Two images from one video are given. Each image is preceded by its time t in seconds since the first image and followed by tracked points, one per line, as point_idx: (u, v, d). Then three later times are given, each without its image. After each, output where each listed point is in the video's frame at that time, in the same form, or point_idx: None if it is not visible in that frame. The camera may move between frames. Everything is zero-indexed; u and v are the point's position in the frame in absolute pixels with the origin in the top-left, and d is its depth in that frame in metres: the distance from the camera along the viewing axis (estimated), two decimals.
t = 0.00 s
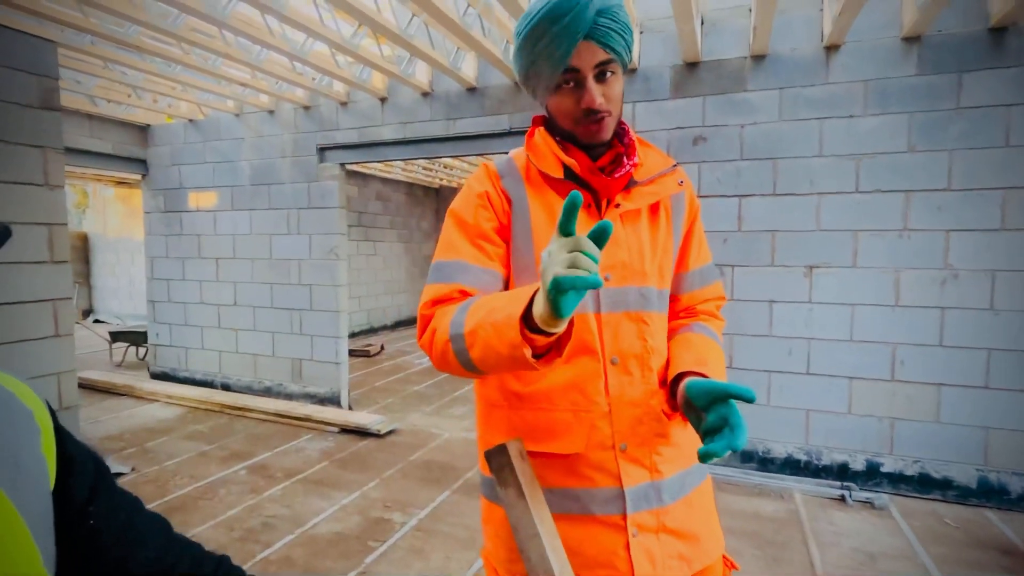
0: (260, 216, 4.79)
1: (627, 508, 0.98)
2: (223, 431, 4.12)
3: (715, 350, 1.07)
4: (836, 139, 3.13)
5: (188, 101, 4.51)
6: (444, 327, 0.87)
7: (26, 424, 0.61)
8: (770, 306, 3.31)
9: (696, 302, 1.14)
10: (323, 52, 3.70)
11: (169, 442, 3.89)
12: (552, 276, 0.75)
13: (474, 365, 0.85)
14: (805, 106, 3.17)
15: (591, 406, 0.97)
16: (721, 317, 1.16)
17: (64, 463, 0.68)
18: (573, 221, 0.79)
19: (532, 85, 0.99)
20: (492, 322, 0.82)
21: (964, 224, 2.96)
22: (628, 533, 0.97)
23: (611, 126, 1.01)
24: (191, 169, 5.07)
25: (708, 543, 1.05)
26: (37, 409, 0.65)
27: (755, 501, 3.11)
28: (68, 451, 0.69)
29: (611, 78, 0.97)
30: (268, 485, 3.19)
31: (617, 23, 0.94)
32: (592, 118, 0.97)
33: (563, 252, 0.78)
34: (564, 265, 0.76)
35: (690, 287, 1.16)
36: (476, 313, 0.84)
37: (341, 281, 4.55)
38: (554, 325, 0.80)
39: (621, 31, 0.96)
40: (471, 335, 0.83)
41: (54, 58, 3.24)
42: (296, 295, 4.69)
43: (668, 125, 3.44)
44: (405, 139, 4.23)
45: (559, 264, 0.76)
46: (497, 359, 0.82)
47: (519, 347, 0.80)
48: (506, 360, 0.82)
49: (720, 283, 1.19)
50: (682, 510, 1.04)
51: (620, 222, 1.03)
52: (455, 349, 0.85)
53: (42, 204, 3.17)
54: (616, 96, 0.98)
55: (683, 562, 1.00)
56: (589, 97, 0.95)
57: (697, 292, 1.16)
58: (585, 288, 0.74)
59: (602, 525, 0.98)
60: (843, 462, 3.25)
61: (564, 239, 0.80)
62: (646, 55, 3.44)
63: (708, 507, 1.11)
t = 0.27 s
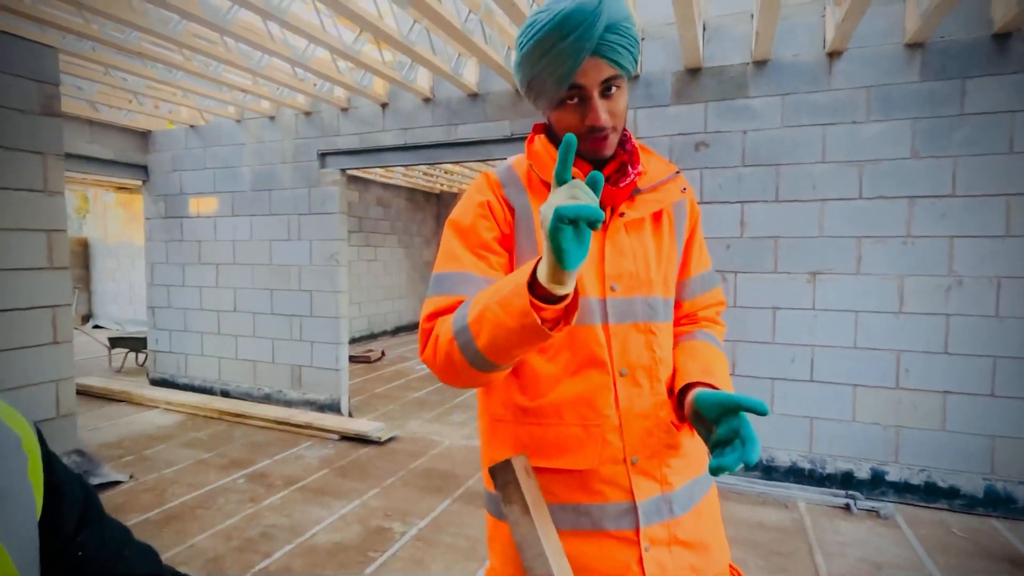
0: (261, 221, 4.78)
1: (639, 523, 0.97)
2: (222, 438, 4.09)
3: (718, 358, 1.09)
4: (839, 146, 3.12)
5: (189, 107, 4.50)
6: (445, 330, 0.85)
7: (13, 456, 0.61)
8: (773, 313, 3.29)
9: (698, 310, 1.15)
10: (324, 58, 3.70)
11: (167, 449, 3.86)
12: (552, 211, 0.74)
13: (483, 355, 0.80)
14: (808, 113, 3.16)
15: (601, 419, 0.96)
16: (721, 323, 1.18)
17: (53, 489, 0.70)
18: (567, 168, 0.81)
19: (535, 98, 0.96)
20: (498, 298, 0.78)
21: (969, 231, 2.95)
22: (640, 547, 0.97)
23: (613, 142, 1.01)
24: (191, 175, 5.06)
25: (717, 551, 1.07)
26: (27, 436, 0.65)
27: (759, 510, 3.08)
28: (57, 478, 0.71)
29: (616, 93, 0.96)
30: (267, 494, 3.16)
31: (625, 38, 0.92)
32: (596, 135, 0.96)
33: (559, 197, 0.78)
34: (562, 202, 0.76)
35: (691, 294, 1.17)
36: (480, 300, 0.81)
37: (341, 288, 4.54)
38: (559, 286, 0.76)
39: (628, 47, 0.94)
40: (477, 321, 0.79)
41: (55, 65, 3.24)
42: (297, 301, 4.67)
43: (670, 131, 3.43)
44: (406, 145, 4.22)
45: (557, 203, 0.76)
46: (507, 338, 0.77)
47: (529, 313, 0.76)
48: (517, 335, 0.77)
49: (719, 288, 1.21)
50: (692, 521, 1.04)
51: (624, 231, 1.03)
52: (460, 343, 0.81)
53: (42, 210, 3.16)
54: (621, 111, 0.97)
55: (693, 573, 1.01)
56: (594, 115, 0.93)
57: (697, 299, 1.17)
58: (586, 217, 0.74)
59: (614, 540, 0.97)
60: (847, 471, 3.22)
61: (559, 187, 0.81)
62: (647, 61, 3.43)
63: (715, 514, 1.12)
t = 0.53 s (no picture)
0: (258, 226, 4.74)
1: (644, 548, 0.95)
2: (218, 446, 4.04)
3: (721, 371, 1.06)
4: (842, 150, 3.07)
5: (186, 111, 4.47)
6: (437, 358, 0.80)
7: None
8: (776, 319, 3.24)
9: (698, 321, 1.13)
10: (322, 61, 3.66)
11: (162, 457, 3.81)
12: (559, 299, 0.68)
13: (471, 402, 0.77)
14: (811, 116, 3.11)
15: (602, 441, 0.94)
16: (721, 334, 1.16)
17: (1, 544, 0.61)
18: (579, 233, 0.72)
19: (526, 98, 0.94)
20: (491, 351, 0.75)
21: (975, 236, 2.90)
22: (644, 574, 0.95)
23: (610, 141, 0.98)
24: (188, 179, 5.03)
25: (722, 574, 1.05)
26: None
27: (763, 521, 3.02)
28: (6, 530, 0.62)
29: (610, 90, 0.93)
30: (262, 504, 3.11)
31: (616, 31, 0.90)
32: (591, 134, 0.94)
33: (569, 268, 0.70)
34: (572, 284, 0.68)
35: (691, 305, 1.14)
36: (473, 343, 0.77)
37: (339, 293, 4.49)
38: (563, 354, 0.72)
39: (621, 41, 0.92)
40: (467, 368, 0.76)
41: (49, 69, 3.20)
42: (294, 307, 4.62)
43: (671, 136, 3.38)
44: (404, 149, 4.18)
45: (566, 285, 0.69)
46: (496, 397, 0.75)
47: (523, 381, 0.73)
48: (507, 398, 0.74)
49: (719, 298, 1.19)
50: (697, 545, 1.03)
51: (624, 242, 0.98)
52: (450, 383, 0.78)
53: (34, 215, 3.12)
54: (616, 109, 0.95)
55: None
56: (589, 111, 0.91)
57: (698, 310, 1.14)
58: (597, 309, 0.66)
59: (618, 568, 0.95)
60: (852, 480, 3.16)
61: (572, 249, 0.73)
62: (648, 64, 3.39)
63: (718, 535, 1.10)
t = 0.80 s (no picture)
0: (258, 231, 4.70)
1: None
2: (217, 453, 4.00)
3: (727, 387, 1.01)
4: (851, 153, 3.01)
5: (186, 115, 4.44)
6: (424, 375, 0.74)
7: None
8: (784, 325, 3.17)
9: (702, 334, 1.07)
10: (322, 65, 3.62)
11: (160, 465, 3.77)
12: (553, 272, 0.62)
13: (462, 416, 0.71)
14: (819, 118, 3.05)
15: (606, 466, 0.89)
16: (726, 346, 1.10)
17: None
18: (573, 207, 0.67)
19: (519, 89, 0.92)
20: (483, 357, 0.68)
21: (989, 241, 2.82)
22: None
23: (608, 139, 0.94)
24: (189, 184, 5.00)
25: None
26: None
27: (771, 533, 2.95)
28: None
29: (607, 82, 0.91)
30: (259, 514, 3.06)
31: (613, 20, 0.89)
32: (587, 126, 0.90)
33: (563, 244, 0.65)
34: (567, 257, 0.63)
35: (695, 317, 1.08)
36: (463, 351, 0.71)
37: (340, 299, 4.44)
38: (561, 349, 0.66)
39: (619, 32, 0.91)
40: (457, 378, 0.70)
41: (46, 73, 3.17)
42: (294, 312, 4.58)
43: (676, 138, 3.32)
44: (405, 153, 4.14)
45: (560, 260, 0.63)
46: (490, 407, 0.68)
47: (519, 384, 0.66)
48: (503, 407, 0.68)
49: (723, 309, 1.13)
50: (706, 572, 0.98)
51: (625, 252, 0.93)
52: (438, 397, 0.72)
53: (30, 221, 3.08)
54: (614, 102, 0.92)
55: None
56: (584, 101, 0.88)
57: (702, 321, 1.08)
58: (595, 278, 0.60)
59: None
60: (863, 491, 3.09)
61: (565, 227, 0.67)
62: (652, 66, 3.34)
63: (728, 560, 1.06)
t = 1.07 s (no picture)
0: (262, 236, 4.70)
1: None
2: (219, 459, 3.98)
3: (729, 397, 0.98)
4: (859, 156, 2.95)
5: (191, 121, 4.45)
6: (408, 393, 0.72)
7: None
8: (791, 331, 3.11)
9: (703, 341, 1.03)
10: (324, 69, 3.61)
11: (161, 471, 3.75)
12: (536, 340, 0.61)
13: (445, 446, 0.70)
14: (826, 121, 3.00)
15: (604, 482, 0.85)
16: (727, 354, 1.06)
17: None
18: (566, 256, 0.63)
19: (510, 92, 0.90)
20: (464, 391, 0.67)
21: (1002, 246, 2.76)
22: None
23: (602, 143, 0.93)
24: (193, 189, 5.01)
25: None
26: None
27: (779, 545, 2.88)
28: None
29: (601, 84, 0.89)
30: (258, 521, 3.02)
31: (607, 20, 0.87)
32: (579, 130, 0.89)
33: (553, 301, 0.62)
34: (552, 322, 0.61)
35: (695, 324, 1.04)
36: (445, 378, 0.70)
37: (342, 304, 4.42)
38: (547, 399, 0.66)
39: (613, 33, 0.89)
40: (439, 408, 0.69)
41: (49, 79, 3.18)
42: (297, 317, 4.56)
43: (680, 142, 3.28)
44: (408, 158, 4.12)
45: (545, 323, 0.62)
46: (472, 442, 0.68)
47: (498, 428, 0.66)
48: (484, 444, 0.67)
49: (724, 315, 1.08)
50: None
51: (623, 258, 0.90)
52: (421, 422, 0.71)
53: (31, 227, 3.08)
54: (607, 105, 0.90)
55: None
56: (576, 105, 0.86)
57: (703, 328, 1.04)
58: (576, 354, 0.59)
59: None
60: (873, 502, 3.02)
61: (557, 276, 0.64)
62: (656, 69, 3.30)
63: None
